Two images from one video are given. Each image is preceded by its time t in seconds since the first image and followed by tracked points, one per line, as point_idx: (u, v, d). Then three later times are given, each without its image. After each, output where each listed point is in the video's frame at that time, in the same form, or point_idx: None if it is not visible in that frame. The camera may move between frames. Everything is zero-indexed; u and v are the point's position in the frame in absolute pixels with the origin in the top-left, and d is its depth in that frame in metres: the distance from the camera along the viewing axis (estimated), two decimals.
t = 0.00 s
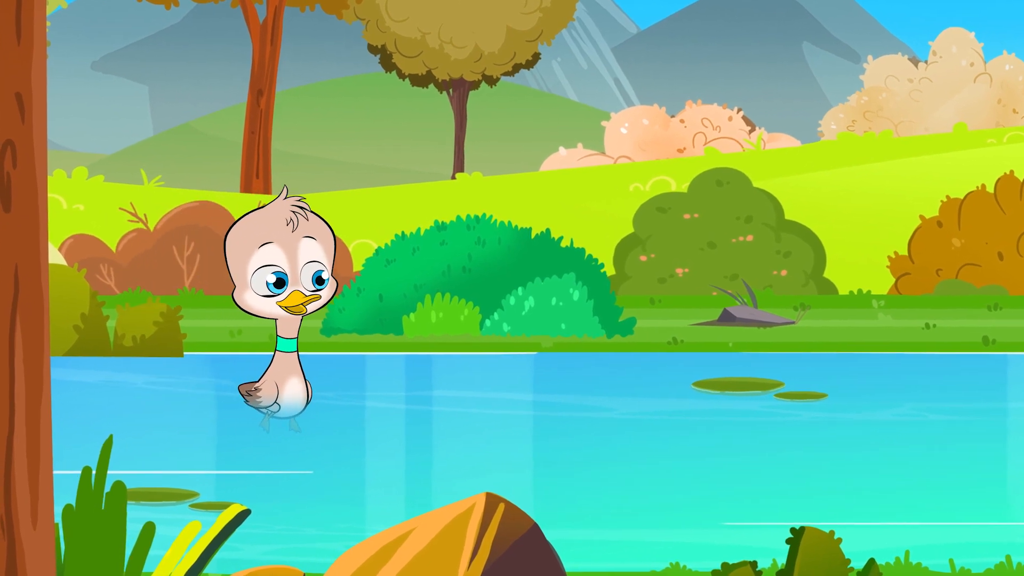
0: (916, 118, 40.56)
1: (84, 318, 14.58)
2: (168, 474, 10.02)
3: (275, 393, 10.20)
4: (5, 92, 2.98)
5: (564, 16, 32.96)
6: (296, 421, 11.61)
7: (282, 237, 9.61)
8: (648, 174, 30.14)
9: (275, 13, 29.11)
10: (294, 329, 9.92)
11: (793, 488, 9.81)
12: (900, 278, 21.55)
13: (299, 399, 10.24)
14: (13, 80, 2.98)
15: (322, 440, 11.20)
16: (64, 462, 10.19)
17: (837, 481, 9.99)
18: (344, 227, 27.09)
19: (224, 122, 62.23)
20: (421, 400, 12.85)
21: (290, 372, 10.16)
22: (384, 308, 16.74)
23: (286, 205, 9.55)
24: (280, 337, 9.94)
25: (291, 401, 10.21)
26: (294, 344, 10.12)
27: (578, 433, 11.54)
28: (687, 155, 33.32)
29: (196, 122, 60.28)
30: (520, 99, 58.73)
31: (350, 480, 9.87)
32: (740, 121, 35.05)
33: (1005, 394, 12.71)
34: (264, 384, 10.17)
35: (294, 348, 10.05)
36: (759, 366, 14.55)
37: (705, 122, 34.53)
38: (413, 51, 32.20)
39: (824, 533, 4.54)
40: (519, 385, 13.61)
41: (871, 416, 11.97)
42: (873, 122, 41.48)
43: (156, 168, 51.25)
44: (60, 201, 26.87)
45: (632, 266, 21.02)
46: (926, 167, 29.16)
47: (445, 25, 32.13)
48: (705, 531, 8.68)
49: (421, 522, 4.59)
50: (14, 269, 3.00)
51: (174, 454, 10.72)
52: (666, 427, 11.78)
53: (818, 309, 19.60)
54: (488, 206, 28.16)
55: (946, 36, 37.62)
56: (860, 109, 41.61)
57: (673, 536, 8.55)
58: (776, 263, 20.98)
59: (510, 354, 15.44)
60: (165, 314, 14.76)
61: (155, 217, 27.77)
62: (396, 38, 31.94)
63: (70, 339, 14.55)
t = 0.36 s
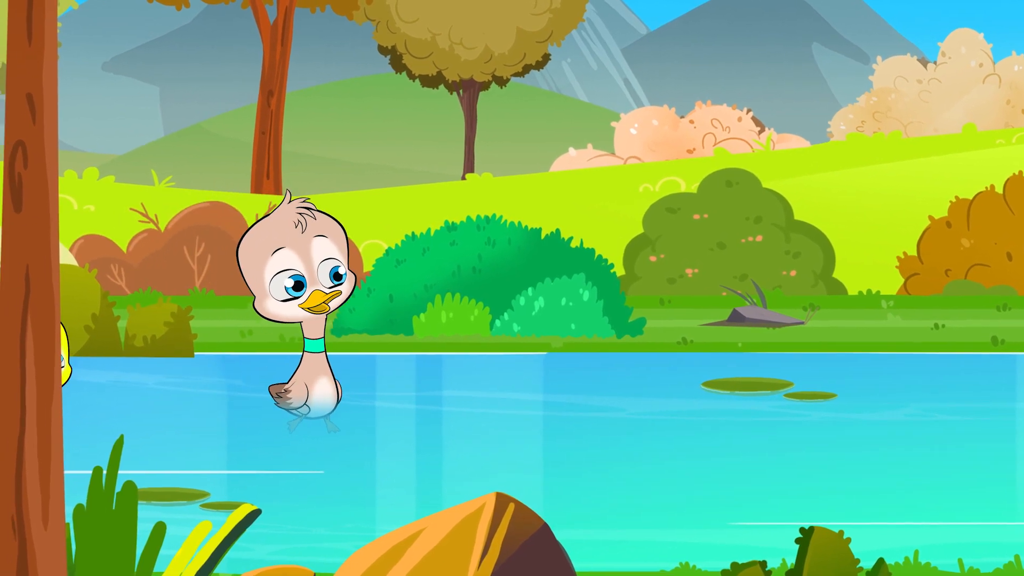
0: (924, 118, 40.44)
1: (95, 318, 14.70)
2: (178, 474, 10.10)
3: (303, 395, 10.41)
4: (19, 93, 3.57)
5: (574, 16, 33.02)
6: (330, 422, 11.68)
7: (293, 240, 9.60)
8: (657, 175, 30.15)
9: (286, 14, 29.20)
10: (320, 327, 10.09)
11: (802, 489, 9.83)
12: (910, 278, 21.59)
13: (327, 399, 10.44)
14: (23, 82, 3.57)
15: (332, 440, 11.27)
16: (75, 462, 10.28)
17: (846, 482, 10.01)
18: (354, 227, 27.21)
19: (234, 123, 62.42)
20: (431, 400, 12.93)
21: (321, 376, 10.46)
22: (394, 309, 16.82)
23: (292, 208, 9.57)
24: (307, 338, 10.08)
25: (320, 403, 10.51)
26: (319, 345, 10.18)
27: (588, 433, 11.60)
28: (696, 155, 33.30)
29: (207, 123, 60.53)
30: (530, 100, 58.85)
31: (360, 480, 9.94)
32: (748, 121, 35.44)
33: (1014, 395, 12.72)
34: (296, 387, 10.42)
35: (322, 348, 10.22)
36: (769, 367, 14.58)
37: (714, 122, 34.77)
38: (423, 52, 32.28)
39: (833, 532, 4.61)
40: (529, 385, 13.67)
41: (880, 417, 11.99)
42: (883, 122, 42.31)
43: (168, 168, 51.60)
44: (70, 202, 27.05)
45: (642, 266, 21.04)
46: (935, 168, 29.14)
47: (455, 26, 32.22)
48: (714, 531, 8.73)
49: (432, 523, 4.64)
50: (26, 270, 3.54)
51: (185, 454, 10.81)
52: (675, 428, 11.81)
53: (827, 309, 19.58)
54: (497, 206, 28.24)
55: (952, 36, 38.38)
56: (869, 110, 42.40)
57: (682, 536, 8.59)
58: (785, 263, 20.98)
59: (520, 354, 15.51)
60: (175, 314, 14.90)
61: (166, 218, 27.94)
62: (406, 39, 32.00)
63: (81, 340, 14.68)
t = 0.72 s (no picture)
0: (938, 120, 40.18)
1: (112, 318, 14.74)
2: (196, 474, 10.23)
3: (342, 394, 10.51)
4: (36, 95, 3.77)
5: (589, 20, 33.12)
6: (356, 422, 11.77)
7: (351, 237, 9.61)
8: (672, 176, 30.17)
9: (302, 16, 29.38)
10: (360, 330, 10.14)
11: (816, 489, 9.86)
12: (923, 279, 21.45)
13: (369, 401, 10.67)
14: (41, 83, 3.78)
15: (348, 439, 11.41)
16: (94, 462, 10.43)
17: (860, 482, 10.05)
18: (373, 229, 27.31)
19: (249, 124, 62.68)
20: (446, 400, 13.04)
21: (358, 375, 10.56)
22: (410, 309, 16.94)
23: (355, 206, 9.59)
24: (349, 338, 10.21)
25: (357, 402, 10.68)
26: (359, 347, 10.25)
27: (603, 433, 11.67)
28: (711, 156, 33.29)
29: (222, 124, 60.80)
30: (545, 100, 58.94)
31: (376, 480, 10.05)
32: (762, 122, 35.61)
33: None
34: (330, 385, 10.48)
35: (361, 349, 10.30)
36: (784, 367, 14.63)
37: (729, 123, 34.82)
38: (439, 54, 32.39)
39: (847, 532, 4.66)
40: (545, 385, 13.76)
41: (894, 416, 12.01)
42: (897, 124, 41.86)
43: (184, 169, 52.04)
44: (87, 203, 27.30)
45: (657, 267, 21.10)
46: (951, 168, 29.06)
47: (471, 28, 32.31)
48: (728, 531, 8.78)
49: (447, 522, 4.74)
50: (43, 270, 3.74)
51: (202, 454, 10.95)
52: (690, 428, 11.87)
53: (842, 310, 19.59)
54: (512, 207, 28.38)
55: (967, 37, 38.00)
56: (884, 111, 42.08)
57: (696, 536, 8.66)
58: (799, 263, 20.99)
59: (535, 354, 15.58)
60: (191, 315, 15.07)
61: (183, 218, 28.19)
62: (421, 40, 32.13)
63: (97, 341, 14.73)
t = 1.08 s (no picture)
0: (955, 122, 40.05)
1: (132, 318, 14.78)
2: (217, 474, 10.40)
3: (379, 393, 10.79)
4: (57, 96, 3.72)
5: (606, 21, 33.45)
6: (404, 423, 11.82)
7: (364, 237, 9.88)
8: (690, 177, 30.22)
9: (321, 18, 29.55)
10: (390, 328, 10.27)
11: (834, 489, 9.90)
12: (940, 280, 21.36)
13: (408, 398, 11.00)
14: (62, 84, 3.73)
15: (368, 439, 11.56)
16: (116, 462, 10.62)
17: (878, 482, 10.10)
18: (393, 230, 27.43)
19: (270, 126, 63.07)
20: (466, 400, 13.18)
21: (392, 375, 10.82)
22: (429, 310, 17.08)
23: (362, 208, 9.91)
24: (379, 338, 10.32)
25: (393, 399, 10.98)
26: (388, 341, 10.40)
27: (621, 433, 11.77)
28: (730, 157, 33.27)
29: (242, 125, 61.20)
30: (563, 102, 59.04)
31: (394, 479, 10.19)
32: (780, 124, 35.50)
33: None
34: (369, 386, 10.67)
35: (394, 348, 10.52)
36: (802, 366, 14.69)
37: (746, 125, 34.81)
38: (458, 55, 32.46)
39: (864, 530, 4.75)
40: (564, 385, 13.85)
41: (911, 416, 12.04)
42: (914, 125, 42.27)
43: (205, 170, 52.51)
44: (108, 204, 27.63)
45: (675, 268, 21.14)
46: (971, 168, 28.96)
47: (490, 29, 32.41)
48: (745, 531, 8.86)
49: (466, 522, 4.87)
50: (65, 272, 3.68)
51: (223, 454, 11.13)
52: (707, 428, 11.94)
53: (859, 310, 19.60)
54: (530, 208, 28.53)
55: (982, 40, 37.82)
56: (901, 113, 42.38)
57: (714, 536, 8.74)
58: (817, 264, 20.93)
59: (554, 353, 15.71)
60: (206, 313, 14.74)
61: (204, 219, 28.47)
62: (440, 43, 32.30)
63: (118, 342, 14.73)
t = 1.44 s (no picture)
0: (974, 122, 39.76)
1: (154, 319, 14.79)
2: (240, 473, 10.55)
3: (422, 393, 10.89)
4: (81, 99, 4.14)
5: (627, 24, 33.50)
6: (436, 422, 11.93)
7: (434, 236, 10.03)
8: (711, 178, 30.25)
9: (344, 20, 29.74)
10: (441, 329, 10.47)
11: (853, 489, 9.97)
12: (959, 280, 21.56)
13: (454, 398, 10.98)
14: (85, 88, 4.15)
15: (389, 440, 11.72)
16: (141, 461, 10.82)
17: (897, 481, 10.16)
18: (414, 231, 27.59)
19: (291, 128, 63.43)
20: (487, 400, 13.33)
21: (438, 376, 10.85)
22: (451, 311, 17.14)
23: (437, 204, 10.02)
24: (430, 338, 10.50)
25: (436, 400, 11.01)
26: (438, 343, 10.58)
27: (641, 433, 11.88)
28: (751, 159, 33.22)
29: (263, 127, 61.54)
30: (583, 103, 59.05)
31: (415, 479, 10.34)
32: (800, 125, 35.45)
33: None
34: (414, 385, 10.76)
35: (442, 350, 10.62)
36: (822, 367, 14.76)
37: (767, 126, 34.75)
38: (480, 57, 32.63)
39: (884, 531, 4.85)
40: (585, 386, 13.96)
41: (931, 416, 12.09)
42: (933, 127, 41.54)
43: (227, 172, 52.84)
44: (132, 205, 27.94)
45: (696, 269, 21.32)
46: (994, 169, 28.81)
47: (512, 31, 32.52)
48: (764, 530, 8.95)
49: (487, 522, 5.00)
50: (88, 272, 4.08)
51: (247, 454, 11.31)
52: (726, 428, 12.03)
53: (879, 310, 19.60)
54: (550, 209, 28.65)
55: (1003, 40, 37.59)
56: (920, 113, 41.52)
57: (733, 536, 8.84)
58: (836, 265, 21.00)
59: (575, 354, 15.86)
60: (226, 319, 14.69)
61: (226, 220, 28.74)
62: (462, 44, 32.44)
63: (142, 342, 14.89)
